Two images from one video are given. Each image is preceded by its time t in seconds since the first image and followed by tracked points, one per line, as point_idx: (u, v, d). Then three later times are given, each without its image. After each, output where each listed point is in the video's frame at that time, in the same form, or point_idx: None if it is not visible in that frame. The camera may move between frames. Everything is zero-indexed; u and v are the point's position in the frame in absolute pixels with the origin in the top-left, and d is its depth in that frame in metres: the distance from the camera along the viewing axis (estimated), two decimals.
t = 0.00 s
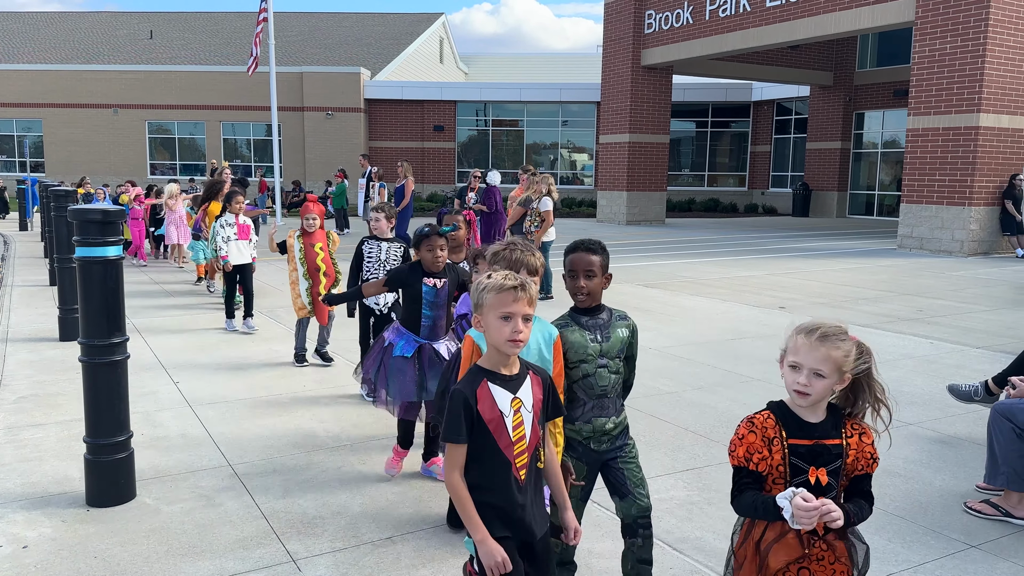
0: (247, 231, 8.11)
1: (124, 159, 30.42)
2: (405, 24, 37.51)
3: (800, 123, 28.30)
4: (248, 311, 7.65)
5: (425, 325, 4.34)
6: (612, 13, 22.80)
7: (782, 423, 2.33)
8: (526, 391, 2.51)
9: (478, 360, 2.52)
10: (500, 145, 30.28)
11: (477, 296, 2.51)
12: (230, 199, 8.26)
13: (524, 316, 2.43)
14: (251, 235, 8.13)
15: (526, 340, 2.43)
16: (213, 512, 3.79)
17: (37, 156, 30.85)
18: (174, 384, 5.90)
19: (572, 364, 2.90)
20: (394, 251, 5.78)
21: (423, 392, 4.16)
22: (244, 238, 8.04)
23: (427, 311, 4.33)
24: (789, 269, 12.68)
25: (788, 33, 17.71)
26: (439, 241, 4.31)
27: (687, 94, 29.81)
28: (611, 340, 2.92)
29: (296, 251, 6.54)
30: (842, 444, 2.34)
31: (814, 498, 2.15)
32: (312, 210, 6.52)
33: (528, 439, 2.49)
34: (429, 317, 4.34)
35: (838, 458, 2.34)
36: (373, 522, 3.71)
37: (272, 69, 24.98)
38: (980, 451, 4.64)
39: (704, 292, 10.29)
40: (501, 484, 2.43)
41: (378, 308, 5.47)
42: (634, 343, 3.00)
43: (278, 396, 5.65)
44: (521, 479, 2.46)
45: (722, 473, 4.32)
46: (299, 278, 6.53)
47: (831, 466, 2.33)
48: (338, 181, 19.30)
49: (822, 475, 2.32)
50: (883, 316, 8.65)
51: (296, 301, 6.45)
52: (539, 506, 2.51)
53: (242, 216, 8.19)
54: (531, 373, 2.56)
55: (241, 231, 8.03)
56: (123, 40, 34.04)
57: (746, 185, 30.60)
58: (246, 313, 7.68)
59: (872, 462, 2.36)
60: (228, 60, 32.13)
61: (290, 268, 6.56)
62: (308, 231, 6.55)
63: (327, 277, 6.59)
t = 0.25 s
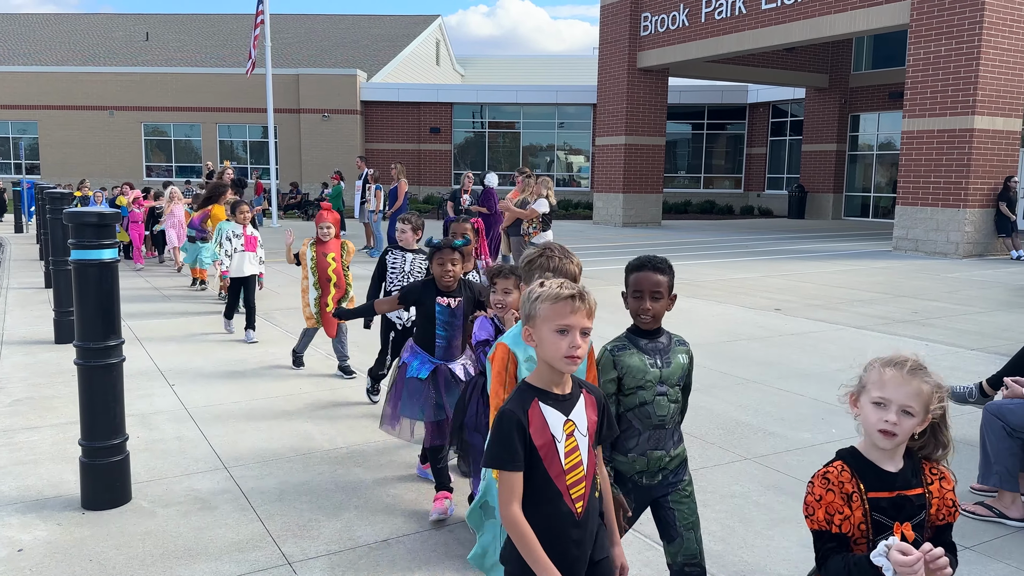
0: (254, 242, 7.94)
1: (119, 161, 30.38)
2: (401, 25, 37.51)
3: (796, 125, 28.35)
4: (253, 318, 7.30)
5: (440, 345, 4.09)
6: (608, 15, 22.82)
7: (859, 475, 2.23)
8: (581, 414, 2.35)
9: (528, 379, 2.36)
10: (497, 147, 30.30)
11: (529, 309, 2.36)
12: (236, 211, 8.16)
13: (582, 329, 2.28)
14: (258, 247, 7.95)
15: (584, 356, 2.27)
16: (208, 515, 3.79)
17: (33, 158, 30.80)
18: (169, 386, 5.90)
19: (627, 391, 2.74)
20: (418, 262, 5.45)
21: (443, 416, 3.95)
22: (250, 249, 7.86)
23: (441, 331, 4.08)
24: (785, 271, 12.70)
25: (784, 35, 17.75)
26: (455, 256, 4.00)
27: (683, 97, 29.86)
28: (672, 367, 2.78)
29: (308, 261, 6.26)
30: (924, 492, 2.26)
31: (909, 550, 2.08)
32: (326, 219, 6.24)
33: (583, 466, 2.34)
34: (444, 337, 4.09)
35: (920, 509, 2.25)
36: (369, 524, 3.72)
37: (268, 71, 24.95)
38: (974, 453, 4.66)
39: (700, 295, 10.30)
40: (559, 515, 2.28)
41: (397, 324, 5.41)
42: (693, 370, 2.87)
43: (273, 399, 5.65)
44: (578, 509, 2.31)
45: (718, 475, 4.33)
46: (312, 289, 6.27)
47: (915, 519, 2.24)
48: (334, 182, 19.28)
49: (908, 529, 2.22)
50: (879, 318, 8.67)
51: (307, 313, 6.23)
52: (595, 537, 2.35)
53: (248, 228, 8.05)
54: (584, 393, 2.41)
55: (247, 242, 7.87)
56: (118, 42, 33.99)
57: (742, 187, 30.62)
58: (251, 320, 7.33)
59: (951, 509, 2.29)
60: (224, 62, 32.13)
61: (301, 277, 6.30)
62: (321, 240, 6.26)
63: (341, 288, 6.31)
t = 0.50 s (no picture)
0: (254, 243, 7.57)
1: (115, 164, 30.32)
2: (397, 28, 37.54)
3: (791, 128, 28.40)
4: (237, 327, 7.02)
5: (450, 356, 3.84)
6: (603, 18, 22.86)
7: (965, 508, 1.98)
8: (662, 458, 2.15)
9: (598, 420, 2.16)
10: (493, 149, 30.31)
11: (598, 341, 2.13)
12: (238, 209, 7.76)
13: (663, 362, 2.07)
14: (259, 247, 7.58)
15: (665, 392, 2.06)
16: (200, 519, 3.78)
17: (28, 161, 30.71)
18: (163, 391, 5.89)
19: (680, 402, 2.55)
20: (432, 262, 5.08)
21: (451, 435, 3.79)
22: (248, 251, 7.50)
23: (453, 341, 3.83)
24: (780, 274, 12.72)
25: (778, 39, 17.80)
26: (477, 267, 3.79)
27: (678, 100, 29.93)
28: (726, 376, 2.60)
29: (324, 262, 6.10)
30: None
31: None
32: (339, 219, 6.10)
33: (666, 515, 2.15)
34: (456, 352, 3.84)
35: None
36: (363, 529, 3.72)
37: (264, 74, 24.94)
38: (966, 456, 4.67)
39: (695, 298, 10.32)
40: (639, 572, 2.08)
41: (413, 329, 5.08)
42: (752, 379, 2.67)
43: (267, 403, 5.64)
44: (663, 570, 2.12)
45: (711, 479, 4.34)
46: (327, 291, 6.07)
47: None
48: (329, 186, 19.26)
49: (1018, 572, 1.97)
50: (872, 321, 8.69)
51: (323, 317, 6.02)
52: None
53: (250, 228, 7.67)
54: (661, 435, 2.21)
55: (246, 242, 7.50)
56: (114, 45, 33.96)
57: (737, 190, 30.67)
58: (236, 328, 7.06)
59: None
60: (220, 64, 32.09)
61: (316, 280, 6.12)
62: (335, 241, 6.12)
63: (357, 289, 6.13)
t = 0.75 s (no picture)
0: (253, 255, 7.19)
1: (110, 168, 30.27)
2: (393, 32, 37.57)
3: (786, 132, 28.47)
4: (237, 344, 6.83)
5: (480, 379, 3.68)
6: (598, 23, 22.90)
7: None
8: (743, 498, 2.01)
9: (676, 451, 2.00)
10: (489, 153, 30.32)
11: (683, 365, 1.98)
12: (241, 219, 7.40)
13: (757, 397, 1.92)
14: (258, 259, 7.17)
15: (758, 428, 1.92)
16: (193, 526, 3.78)
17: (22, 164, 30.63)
18: (156, 396, 5.88)
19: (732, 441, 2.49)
20: (436, 277, 4.85)
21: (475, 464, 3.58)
22: (245, 264, 7.12)
23: (485, 363, 3.66)
24: (775, 278, 12.74)
25: (773, 43, 17.86)
26: (511, 282, 3.59)
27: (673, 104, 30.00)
28: (783, 416, 2.53)
29: (327, 276, 5.77)
30: None
31: None
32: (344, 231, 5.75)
33: (744, 552, 2.01)
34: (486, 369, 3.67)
35: None
36: (356, 535, 3.71)
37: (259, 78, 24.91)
38: (958, 461, 4.68)
39: (690, 302, 10.33)
40: None
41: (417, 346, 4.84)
42: (809, 420, 2.59)
43: (261, 410, 5.63)
44: None
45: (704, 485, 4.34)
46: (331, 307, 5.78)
47: None
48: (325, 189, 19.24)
49: None
50: (866, 325, 8.71)
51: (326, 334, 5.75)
52: None
53: (251, 239, 7.28)
54: (740, 471, 2.06)
55: (243, 255, 7.14)
56: (109, 48, 33.92)
57: (733, 194, 30.71)
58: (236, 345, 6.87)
59: None
60: (215, 68, 32.07)
61: (319, 295, 5.81)
62: (340, 254, 5.79)
63: (362, 305, 5.81)
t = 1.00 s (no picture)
0: (257, 259, 7.09)
1: (105, 171, 30.23)
2: (390, 36, 37.61)
3: (781, 136, 28.54)
4: (258, 350, 6.66)
5: (512, 391, 3.43)
6: (594, 27, 22.95)
7: None
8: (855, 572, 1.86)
9: (777, 521, 1.89)
10: (485, 156, 30.35)
11: (784, 425, 1.83)
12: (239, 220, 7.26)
13: (879, 458, 1.75)
14: (262, 263, 7.10)
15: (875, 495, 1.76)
16: (185, 533, 3.77)
17: (17, 168, 30.55)
18: (149, 402, 5.88)
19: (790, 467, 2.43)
20: (444, 283, 4.75)
21: (514, 482, 3.39)
22: (251, 267, 7.01)
23: (518, 373, 3.42)
24: (770, 282, 12.75)
25: (769, 48, 17.90)
26: (545, 287, 3.28)
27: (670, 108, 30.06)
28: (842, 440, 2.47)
29: (337, 279, 5.66)
30: None
31: None
32: (353, 234, 5.69)
33: None
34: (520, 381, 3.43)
35: None
36: (349, 542, 3.71)
37: (256, 82, 24.90)
38: (951, 467, 4.69)
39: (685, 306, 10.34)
40: None
41: (422, 355, 4.69)
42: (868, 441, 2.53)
43: (255, 415, 5.63)
44: None
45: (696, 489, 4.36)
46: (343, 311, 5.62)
47: None
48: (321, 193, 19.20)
49: None
50: (861, 330, 8.71)
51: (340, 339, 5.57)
52: None
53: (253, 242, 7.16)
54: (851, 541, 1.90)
55: (249, 258, 7.02)
56: (105, 52, 33.89)
57: (729, 198, 30.75)
58: (256, 351, 6.70)
59: None
60: (211, 72, 32.04)
61: (330, 300, 5.70)
62: (349, 257, 5.70)
63: (375, 307, 5.67)
